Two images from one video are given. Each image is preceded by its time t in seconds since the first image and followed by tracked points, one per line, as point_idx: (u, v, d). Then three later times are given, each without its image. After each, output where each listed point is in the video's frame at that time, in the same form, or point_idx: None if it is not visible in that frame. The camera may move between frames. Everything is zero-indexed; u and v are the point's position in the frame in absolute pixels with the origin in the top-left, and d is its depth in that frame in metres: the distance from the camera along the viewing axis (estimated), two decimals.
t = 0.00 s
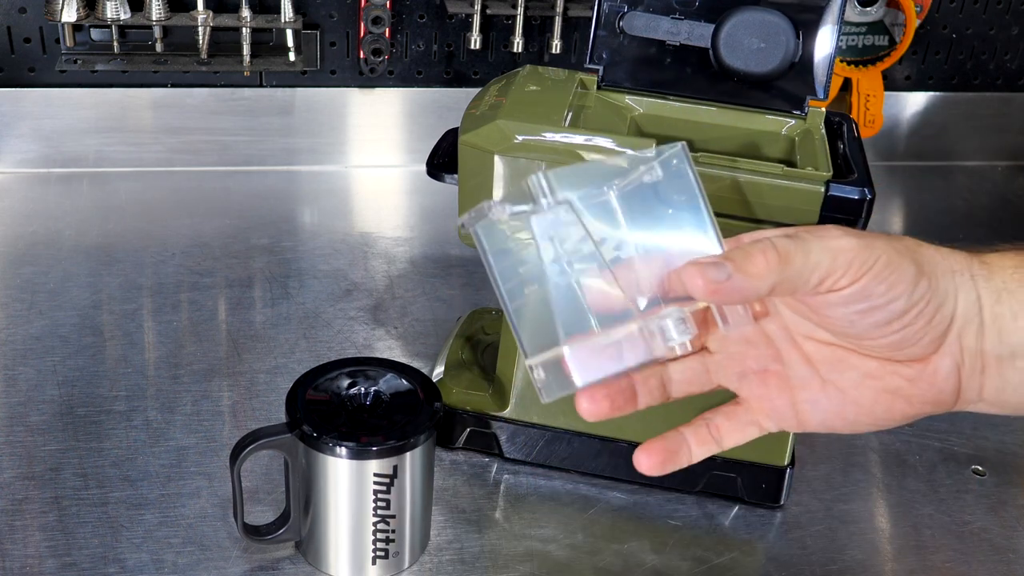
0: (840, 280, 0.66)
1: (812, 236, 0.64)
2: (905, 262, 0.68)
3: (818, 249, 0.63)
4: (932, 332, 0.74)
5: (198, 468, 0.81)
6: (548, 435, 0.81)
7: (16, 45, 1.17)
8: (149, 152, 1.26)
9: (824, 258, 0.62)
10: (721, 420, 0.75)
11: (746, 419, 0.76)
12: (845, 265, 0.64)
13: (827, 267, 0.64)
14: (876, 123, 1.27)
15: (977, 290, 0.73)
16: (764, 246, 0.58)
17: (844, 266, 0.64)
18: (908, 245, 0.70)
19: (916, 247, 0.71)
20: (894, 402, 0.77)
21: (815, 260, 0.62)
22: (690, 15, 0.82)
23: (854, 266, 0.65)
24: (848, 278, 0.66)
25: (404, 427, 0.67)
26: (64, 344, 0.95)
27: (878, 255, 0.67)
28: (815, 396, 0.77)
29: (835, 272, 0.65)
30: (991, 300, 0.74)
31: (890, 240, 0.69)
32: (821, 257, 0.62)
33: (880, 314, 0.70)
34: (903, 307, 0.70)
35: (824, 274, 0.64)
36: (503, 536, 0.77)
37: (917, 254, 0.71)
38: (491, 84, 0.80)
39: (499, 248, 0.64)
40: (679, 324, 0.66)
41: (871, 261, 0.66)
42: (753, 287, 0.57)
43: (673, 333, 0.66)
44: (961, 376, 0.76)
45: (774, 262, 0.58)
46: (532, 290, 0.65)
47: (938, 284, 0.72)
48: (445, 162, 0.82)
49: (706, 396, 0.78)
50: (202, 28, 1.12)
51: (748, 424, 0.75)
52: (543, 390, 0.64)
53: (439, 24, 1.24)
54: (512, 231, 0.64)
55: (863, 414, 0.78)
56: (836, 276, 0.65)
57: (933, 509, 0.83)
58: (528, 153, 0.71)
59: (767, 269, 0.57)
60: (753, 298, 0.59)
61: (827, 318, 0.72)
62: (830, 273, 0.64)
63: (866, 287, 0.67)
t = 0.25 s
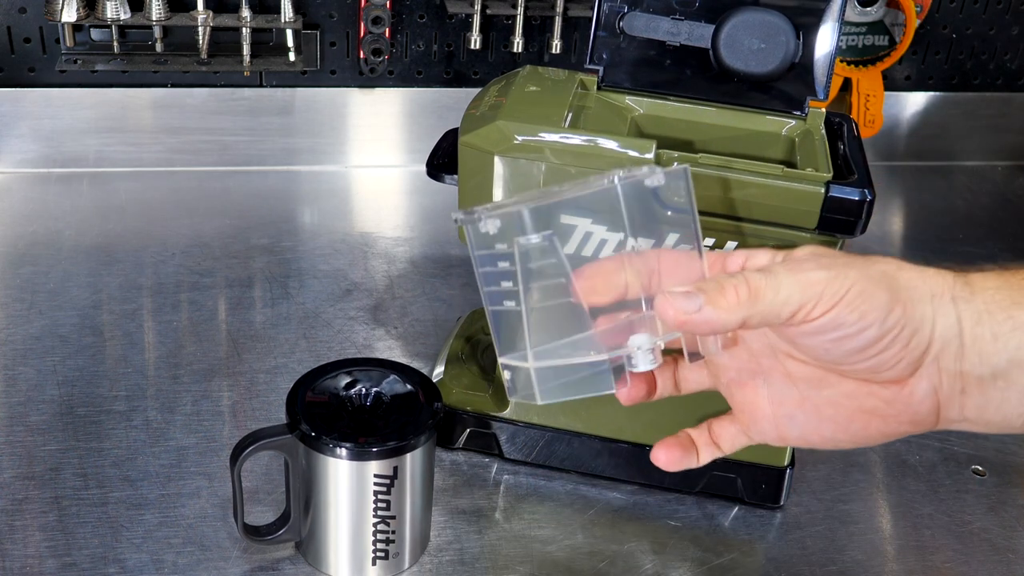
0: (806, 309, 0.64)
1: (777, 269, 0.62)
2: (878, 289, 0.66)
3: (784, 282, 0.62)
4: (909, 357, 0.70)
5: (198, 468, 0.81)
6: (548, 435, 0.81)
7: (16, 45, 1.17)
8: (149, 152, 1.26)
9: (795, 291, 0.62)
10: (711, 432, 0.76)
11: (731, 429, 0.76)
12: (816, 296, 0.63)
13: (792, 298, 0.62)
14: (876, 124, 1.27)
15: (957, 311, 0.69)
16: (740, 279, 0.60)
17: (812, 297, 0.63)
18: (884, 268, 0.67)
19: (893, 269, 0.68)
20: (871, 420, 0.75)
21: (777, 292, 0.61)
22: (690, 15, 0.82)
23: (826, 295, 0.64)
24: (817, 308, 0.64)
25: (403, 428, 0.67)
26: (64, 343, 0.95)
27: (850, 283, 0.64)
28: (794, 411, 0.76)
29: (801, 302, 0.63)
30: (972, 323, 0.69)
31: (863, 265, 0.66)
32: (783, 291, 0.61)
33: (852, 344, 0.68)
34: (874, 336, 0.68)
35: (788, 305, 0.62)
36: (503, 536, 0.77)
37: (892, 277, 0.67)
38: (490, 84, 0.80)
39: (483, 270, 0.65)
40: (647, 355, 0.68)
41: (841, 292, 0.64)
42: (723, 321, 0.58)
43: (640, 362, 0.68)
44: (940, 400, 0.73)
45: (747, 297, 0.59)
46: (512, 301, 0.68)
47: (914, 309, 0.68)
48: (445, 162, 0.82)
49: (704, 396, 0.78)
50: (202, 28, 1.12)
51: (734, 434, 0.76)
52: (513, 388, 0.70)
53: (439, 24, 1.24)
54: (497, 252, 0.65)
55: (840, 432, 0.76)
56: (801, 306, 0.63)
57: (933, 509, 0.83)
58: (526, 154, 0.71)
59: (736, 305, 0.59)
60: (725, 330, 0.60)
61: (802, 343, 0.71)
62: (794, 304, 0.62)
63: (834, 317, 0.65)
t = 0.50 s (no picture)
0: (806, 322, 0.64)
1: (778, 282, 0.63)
2: (878, 299, 0.66)
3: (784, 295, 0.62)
4: (911, 370, 0.70)
5: (198, 468, 0.81)
6: (548, 435, 0.81)
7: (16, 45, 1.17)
8: (149, 152, 1.26)
9: (793, 305, 0.62)
10: (716, 444, 0.76)
11: (736, 442, 0.76)
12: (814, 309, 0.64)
13: (791, 311, 0.63)
14: (876, 124, 1.27)
15: (959, 322, 0.69)
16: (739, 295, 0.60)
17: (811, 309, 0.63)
18: (885, 280, 0.68)
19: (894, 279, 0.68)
20: (875, 434, 0.75)
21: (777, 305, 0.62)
22: (690, 16, 0.82)
23: (826, 307, 0.64)
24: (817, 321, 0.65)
25: (403, 429, 0.67)
26: (64, 344, 0.95)
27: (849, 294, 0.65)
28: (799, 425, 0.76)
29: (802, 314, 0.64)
30: (975, 333, 0.69)
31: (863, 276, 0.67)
32: (784, 304, 0.62)
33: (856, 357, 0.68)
34: (873, 350, 0.68)
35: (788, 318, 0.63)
36: (503, 536, 0.77)
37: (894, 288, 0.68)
38: (491, 85, 0.80)
39: (478, 280, 0.67)
40: (645, 366, 0.69)
41: (839, 303, 0.65)
42: (722, 334, 0.59)
43: (637, 373, 0.69)
44: (943, 413, 0.73)
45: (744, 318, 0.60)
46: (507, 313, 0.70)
47: (915, 322, 0.68)
48: (445, 163, 0.82)
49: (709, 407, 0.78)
50: (202, 28, 1.12)
51: (739, 447, 0.76)
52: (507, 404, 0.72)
53: (439, 24, 1.24)
54: (493, 260, 0.67)
55: (844, 446, 0.76)
56: (801, 318, 0.64)
57: (933, 509, 0.83)
58: (525, 154, 0.71)
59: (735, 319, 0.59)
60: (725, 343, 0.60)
61: (803, 356, 0.71)
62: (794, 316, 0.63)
63: (833, 329, 0.66)
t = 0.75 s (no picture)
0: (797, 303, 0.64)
1: (766, 267, 0.62)
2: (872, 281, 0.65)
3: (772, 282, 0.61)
4: (908, 342, 0.70)
5: (198, 468, 0.81)
6: (548, 435, 0.81)
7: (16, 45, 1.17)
8: (149, 152, 1.26)
9: (783, 290, 0.62)
10: (704, 392, 0.76)
11: (724, 395, 0.76)
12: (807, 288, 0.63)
13: (780, 296, 0.62)
14: (876, 123, 1.27)
15: (962, 295, 0.67)
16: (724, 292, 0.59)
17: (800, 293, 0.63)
18: (884, 253, 0.66)
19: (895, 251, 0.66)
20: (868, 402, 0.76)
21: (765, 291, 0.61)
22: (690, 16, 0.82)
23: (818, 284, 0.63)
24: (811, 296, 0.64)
25: (403, 429, 0.67)
26: (64, 344, 0.95)
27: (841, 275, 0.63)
28: (794, 386, 0.75)
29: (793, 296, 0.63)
30: (982, 306, 0.67)
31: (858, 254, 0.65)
32: (772, 293, 0.61)
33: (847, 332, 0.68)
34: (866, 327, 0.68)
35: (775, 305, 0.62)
36: (503, 537, 0.77)
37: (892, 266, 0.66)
38: (493, 86, 0.80)
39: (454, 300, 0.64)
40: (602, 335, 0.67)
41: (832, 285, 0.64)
42: (709, 331, 0.59)
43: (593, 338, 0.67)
44: (940, 383, 0.72)
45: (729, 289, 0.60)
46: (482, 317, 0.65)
47: (910, 300, 0.67)
48: (445, 163, 0.82)
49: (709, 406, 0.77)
50: (202, 28, 1.12)
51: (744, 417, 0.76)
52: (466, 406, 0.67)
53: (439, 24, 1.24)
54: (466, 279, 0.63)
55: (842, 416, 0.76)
56: (790, 303, 0.63)
57: (933, 509, 0.83)
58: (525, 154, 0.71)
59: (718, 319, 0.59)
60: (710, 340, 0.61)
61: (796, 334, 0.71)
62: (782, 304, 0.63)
63: (824, 310, 0.66)
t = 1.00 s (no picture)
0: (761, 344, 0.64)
1: (725, 310, 0.62)
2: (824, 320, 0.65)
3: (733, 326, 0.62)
4: (872, 370, 0.70)
5: (198, 468, 0.81)
6: (548, 435, 0.81)
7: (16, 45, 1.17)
8: (149, 152, 1.26)
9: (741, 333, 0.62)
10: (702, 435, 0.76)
11: (722, 434, 0.76)
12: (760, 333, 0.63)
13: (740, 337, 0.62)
14: (875, 123, 1.27)
15: (924, 320, 0.67)
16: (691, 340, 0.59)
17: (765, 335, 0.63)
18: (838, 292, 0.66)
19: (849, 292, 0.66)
20: (845, 430, 0.75)
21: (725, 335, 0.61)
22: (690, 16, 0.82)
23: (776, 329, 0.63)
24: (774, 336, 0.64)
25: (403, 429, 0.67)
26: (64, 344, 0.95)
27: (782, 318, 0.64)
28: (777, 417, 0.76)
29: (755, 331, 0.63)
30: (943, 331, 0.67)
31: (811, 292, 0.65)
32: (733, 334, 0.61)
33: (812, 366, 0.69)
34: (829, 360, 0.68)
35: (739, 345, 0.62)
36: (503, 537, 0.77)
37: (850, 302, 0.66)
38: (493, 86, 0.80)
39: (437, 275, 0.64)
40: (577, 395, 0.65)
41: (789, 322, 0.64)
42: (672, 379, 0.59)
43: (568, 399, 0.66)
44: (912, 408, 0.72)
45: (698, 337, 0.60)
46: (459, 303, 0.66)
47: (871, 330, 0.67)
48: (445, 163, 0.82)
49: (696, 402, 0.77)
50: (202, 28, 1.12)
51: (724, 437, 0.76)
52: (431, 389, 0.66)
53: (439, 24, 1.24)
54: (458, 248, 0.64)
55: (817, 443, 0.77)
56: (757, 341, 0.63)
57: (933, 509, 0.83)
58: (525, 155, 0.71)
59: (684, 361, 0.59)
60: (677, 383, 0.60)
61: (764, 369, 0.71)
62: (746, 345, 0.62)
63: (786, 348, 0.66)
